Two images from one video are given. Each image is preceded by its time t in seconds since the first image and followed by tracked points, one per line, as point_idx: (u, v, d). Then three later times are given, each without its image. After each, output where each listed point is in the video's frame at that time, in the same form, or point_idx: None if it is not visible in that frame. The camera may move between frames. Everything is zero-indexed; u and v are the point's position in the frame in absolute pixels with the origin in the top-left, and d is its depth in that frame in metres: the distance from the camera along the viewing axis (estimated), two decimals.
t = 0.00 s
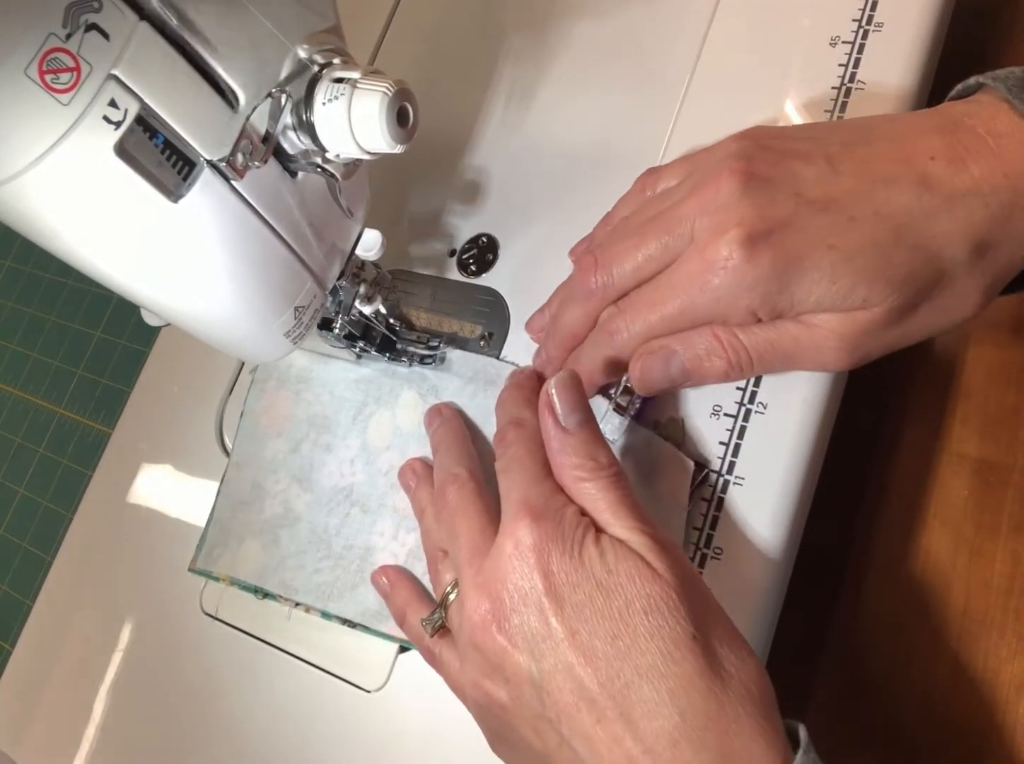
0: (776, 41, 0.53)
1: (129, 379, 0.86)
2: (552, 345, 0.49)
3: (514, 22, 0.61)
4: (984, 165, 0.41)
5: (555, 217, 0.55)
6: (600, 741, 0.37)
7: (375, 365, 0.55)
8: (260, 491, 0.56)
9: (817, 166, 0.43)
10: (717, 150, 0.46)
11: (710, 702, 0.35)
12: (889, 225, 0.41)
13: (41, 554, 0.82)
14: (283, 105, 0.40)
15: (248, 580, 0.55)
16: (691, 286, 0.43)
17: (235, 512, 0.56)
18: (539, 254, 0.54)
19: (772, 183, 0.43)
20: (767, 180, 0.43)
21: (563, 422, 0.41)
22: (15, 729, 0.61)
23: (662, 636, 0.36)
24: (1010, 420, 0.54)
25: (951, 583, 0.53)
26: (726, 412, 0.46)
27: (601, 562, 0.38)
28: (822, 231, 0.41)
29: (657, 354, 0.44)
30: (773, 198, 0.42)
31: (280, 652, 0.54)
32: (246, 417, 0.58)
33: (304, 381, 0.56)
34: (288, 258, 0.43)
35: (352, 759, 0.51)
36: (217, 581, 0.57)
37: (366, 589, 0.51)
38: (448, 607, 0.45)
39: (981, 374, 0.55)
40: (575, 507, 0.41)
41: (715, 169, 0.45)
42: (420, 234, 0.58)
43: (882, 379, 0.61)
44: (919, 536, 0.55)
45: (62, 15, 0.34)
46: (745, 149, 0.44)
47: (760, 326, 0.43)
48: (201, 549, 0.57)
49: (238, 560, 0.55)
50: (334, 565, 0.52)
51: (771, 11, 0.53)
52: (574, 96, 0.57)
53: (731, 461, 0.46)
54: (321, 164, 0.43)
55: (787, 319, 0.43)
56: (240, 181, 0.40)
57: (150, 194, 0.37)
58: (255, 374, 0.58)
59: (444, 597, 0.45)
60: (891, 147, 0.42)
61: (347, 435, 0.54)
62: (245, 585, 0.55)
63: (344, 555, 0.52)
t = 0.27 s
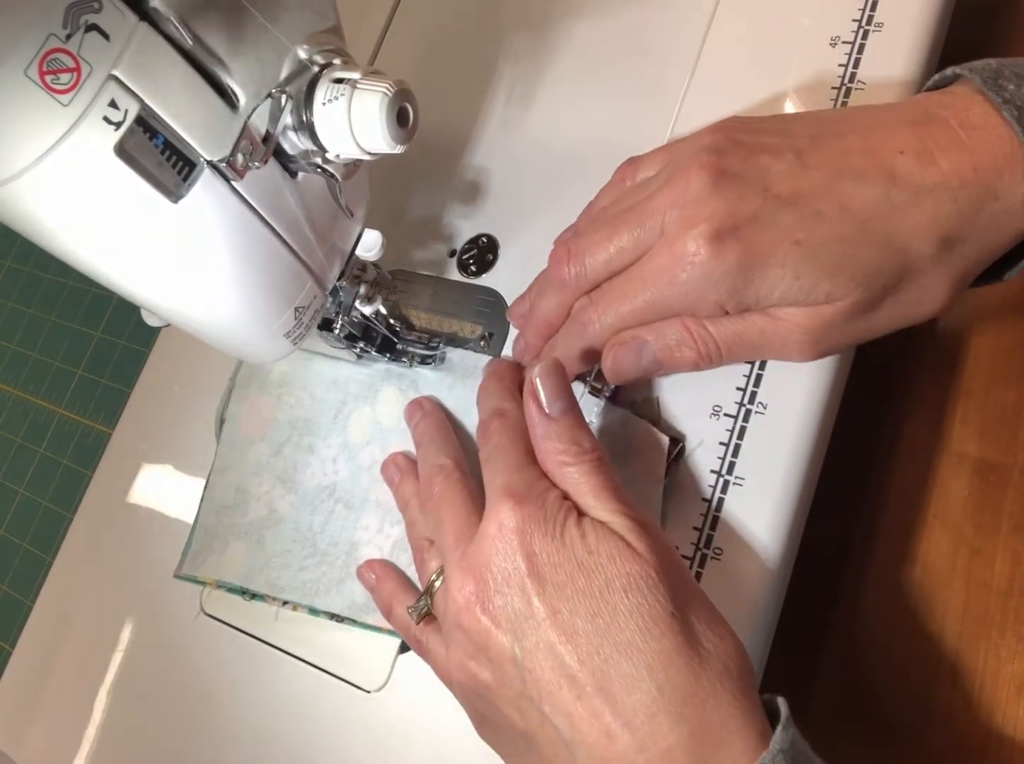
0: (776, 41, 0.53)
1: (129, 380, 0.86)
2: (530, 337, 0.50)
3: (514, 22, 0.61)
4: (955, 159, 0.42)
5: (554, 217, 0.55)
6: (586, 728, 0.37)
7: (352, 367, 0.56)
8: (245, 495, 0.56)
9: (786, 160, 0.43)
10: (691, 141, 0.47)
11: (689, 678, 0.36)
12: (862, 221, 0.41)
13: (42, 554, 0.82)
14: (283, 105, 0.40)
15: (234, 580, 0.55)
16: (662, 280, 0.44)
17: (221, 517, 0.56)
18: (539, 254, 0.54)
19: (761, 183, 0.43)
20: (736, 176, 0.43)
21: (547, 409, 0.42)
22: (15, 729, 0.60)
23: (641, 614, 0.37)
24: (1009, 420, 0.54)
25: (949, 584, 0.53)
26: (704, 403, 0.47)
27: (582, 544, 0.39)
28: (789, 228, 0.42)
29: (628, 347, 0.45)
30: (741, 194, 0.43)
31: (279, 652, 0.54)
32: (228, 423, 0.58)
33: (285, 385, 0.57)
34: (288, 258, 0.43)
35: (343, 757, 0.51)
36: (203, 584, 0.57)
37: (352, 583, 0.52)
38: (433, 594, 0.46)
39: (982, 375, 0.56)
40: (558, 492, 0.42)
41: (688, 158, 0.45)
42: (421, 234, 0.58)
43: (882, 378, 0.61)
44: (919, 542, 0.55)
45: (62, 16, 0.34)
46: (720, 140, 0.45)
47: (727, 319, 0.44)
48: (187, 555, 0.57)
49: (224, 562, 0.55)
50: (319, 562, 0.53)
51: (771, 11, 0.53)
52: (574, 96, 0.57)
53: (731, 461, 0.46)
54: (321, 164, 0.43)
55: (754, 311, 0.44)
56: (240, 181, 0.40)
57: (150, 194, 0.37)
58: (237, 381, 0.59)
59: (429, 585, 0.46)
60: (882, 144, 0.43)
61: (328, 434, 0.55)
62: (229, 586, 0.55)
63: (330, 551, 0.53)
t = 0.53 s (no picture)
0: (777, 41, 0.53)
1: (129, 380, 0.86)
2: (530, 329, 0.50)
3: (514, 22, 0.61)
4: (956, 150, 0.42)
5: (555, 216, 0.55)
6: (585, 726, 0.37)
7: (339, 365, 0.57)
8: (235, 496, 0.57)
9: (791, 145, 0.44)
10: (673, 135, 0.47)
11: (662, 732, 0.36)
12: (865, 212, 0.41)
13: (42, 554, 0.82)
14: (283, 105, 0.40)
15: (227, 583, 0.55)
16: (662, 274, 0.43)
17: (212, 520, 0.57)
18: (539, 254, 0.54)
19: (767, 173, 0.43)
20: (740, 159, 0.43)
21: (521, 451, 0.43)
22: (15, 729, 0.60)
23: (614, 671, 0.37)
24: (1008, 419, 0.54)
25: (949, 584, 0.53)
26: (698, 400, 0.47)
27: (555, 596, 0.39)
28: (794, 213, 0.42)
29: (630, 332, 0.45)
30: (745, 173, 0.43)
31: (279, 652, 0.54)
32: (217, 428, 0.59)
33: (273, 387, 0.58)
34: (289, 259, 0.43)
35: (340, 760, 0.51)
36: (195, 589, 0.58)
37: (346, 579, 0.52)
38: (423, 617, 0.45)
39: (982, 375, 0.55)
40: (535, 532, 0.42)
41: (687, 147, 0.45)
42: (420, 234, 0.58)
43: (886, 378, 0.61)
44: (919, 542, 0.55)
45: (63, 16, 0.34)
46: (715, 129, 0.45)
47: (730, 306, 0.43)
48: (177, 560, 0.57)
49: (215, 565, 0.56)
50: (312, 559, 0.53)
51: (772, 10, 0.53)
52: (574, 95, 0.57)
53: (731, 461, 0.46)
54: (321, 164, 0.43)
55: (754, 299, 0.44)
56: (240, 181, 0.40)
57: (150, 194, 0.37)
58: (224, 386, 0.60)
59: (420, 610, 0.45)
60: (883, 138, 0.42)
61: (317, 433, 0.56)
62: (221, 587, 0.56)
63: (321, 548, 0.54)
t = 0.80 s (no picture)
0: (777, 40, 0.53)
1: (129, 380, 0.86)
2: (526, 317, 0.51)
3: (514, 22, 0.61)
4: (947, 142, 0.42)
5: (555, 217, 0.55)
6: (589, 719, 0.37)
7: (335, 365, 0.56)
8: (232, 500, 0.57)
9: (781, 138, 0.44)
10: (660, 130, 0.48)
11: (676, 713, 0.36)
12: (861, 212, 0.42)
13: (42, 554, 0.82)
14: (283, 105, 0.40)
15: (225, 588, 0.55)
16: (646, 263, 0.44)
17: (209, 525, 0.57)
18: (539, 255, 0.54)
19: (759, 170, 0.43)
20: (729, 151, 0.44)
21: (530, 437, 0.43)
22: (15, 729, 0.60)
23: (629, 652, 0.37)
24: (1009, 420, 0.54)
25: (949, 584, 0.53)
26: (694, 382, 0.48)
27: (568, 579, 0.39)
28: (779, 202, 0.42)
29: (617, 317, 0.45)
30: (731, 167, 0.44)
31: (280, 652, 0.54)
32: (212, 434, 0.58)
33: (269, 391, 0.58)
34: (289, 259, 0.43)
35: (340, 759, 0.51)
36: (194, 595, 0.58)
37: (346, 578, 0.52)
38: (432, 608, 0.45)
39: (982, 375, 0.56)
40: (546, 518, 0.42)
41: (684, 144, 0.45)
42: (420, 233, 0.58)
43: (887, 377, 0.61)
44: (919, 543, 0.55)
45: (63, 16, 0.34)
46: (711, 127, 0.45)
47: (713, 297, 0.44)
48: (174, 567, 0.57)
49: (213, 570, 0.55)
50: (311, 559, 0.53)
51: (772, 10, 0.53)
52: (574, 95, 0.57)
53: (731, 461, 0.46)
54: (321, 164, 0.43)
55: (738, 291, 0.44)
56: (240, 181, 0.40)
57: (150, 194, 0.37)
58: (217, 391, 0.60)
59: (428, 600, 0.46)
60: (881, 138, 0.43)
61: (312, 434, 0.56)
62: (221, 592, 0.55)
63: (319, 548, 0.54)
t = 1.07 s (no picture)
0: (777, 40, 0.53)
1: (129, 380, 0.86)
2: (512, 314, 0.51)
3: (514, 22, 0.61)
4: (920, 139, 0.42)
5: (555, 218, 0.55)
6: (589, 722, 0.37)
7: (325, 364, 0.57)
8: (214, 500, 0.58)
9: (752, 139, 0.44)
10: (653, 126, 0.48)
11: (639, 696, 0.37)
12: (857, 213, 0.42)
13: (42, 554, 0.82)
14: (283, 105, 0.40)
15: (208, 585, 0.55)
16: (624, 265, 0.45)
17: (191, 524, 0.57)
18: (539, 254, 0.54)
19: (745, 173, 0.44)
20: (702, 154, 0.44)
21: (502, 432, 0.43)
22: (14, 730, 0.60)
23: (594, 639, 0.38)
24: (1009, 421, 0.54)
25: (949, 585, 0.53)
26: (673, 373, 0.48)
27: (537, 568, 0.40)
28: (749, 204, 0.43)
29: (595, 317, 0.46)
30: (702, 170, 0.44)
31: (279, 653, 0.54)
32: (192, 436, 0.60)
33: (247, 392, 0.59)
34: (289, 259, 0.43)
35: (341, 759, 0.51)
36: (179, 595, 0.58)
37: (327, 571, 0.53)
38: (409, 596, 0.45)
39: (982, 375, 0.56)
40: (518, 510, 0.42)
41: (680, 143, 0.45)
42: (419, 233, 0.58)
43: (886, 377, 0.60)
44: (919, 544, 0.55)
45: (62, 16, 0.34)
46: (708, 127, 0.45)
47: (689, 296, 0.45)
48: (159, 566, 0.57)
49: (197, 569, 0.56)
50: (293, 556, 0.54)
51: (772, 10, 0.53)
52: (573, 96, 0.57)
53: (731, 461, 0.45)
54: (321, 164, 0.43)
55: (714, 291, 0.45)
56: (239, 181, 0.40)
57: (150, 194, 0.37)
58: (198, 394, 0.61)
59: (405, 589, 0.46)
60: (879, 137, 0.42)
61: (294, 433, 0.56)
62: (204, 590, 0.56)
63: (302, 545, 0.54)
